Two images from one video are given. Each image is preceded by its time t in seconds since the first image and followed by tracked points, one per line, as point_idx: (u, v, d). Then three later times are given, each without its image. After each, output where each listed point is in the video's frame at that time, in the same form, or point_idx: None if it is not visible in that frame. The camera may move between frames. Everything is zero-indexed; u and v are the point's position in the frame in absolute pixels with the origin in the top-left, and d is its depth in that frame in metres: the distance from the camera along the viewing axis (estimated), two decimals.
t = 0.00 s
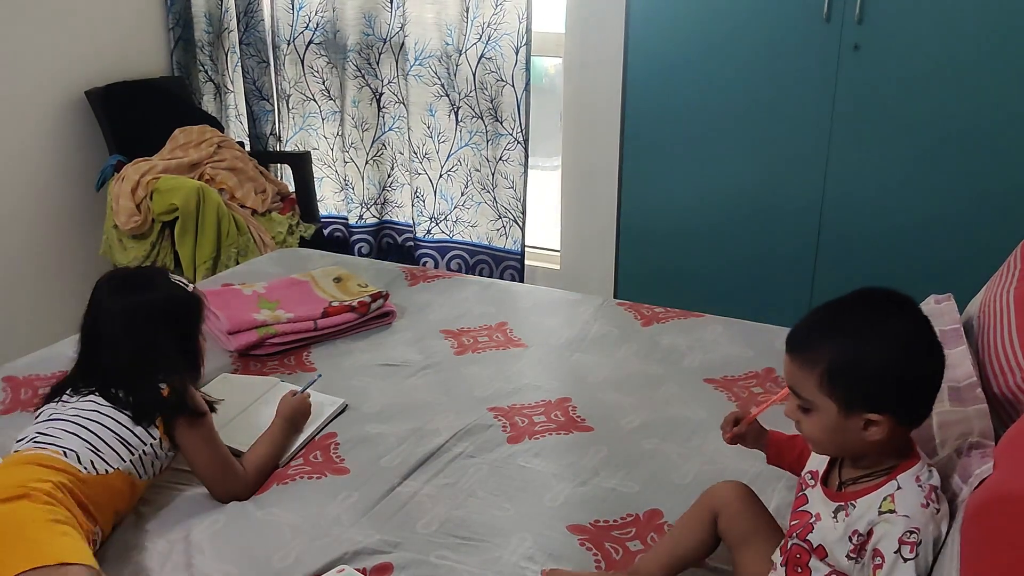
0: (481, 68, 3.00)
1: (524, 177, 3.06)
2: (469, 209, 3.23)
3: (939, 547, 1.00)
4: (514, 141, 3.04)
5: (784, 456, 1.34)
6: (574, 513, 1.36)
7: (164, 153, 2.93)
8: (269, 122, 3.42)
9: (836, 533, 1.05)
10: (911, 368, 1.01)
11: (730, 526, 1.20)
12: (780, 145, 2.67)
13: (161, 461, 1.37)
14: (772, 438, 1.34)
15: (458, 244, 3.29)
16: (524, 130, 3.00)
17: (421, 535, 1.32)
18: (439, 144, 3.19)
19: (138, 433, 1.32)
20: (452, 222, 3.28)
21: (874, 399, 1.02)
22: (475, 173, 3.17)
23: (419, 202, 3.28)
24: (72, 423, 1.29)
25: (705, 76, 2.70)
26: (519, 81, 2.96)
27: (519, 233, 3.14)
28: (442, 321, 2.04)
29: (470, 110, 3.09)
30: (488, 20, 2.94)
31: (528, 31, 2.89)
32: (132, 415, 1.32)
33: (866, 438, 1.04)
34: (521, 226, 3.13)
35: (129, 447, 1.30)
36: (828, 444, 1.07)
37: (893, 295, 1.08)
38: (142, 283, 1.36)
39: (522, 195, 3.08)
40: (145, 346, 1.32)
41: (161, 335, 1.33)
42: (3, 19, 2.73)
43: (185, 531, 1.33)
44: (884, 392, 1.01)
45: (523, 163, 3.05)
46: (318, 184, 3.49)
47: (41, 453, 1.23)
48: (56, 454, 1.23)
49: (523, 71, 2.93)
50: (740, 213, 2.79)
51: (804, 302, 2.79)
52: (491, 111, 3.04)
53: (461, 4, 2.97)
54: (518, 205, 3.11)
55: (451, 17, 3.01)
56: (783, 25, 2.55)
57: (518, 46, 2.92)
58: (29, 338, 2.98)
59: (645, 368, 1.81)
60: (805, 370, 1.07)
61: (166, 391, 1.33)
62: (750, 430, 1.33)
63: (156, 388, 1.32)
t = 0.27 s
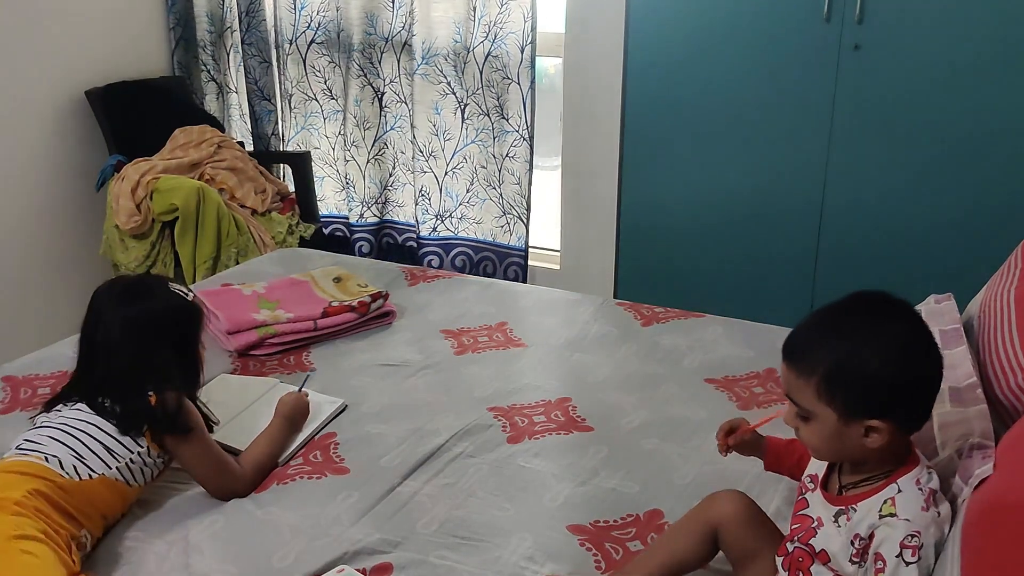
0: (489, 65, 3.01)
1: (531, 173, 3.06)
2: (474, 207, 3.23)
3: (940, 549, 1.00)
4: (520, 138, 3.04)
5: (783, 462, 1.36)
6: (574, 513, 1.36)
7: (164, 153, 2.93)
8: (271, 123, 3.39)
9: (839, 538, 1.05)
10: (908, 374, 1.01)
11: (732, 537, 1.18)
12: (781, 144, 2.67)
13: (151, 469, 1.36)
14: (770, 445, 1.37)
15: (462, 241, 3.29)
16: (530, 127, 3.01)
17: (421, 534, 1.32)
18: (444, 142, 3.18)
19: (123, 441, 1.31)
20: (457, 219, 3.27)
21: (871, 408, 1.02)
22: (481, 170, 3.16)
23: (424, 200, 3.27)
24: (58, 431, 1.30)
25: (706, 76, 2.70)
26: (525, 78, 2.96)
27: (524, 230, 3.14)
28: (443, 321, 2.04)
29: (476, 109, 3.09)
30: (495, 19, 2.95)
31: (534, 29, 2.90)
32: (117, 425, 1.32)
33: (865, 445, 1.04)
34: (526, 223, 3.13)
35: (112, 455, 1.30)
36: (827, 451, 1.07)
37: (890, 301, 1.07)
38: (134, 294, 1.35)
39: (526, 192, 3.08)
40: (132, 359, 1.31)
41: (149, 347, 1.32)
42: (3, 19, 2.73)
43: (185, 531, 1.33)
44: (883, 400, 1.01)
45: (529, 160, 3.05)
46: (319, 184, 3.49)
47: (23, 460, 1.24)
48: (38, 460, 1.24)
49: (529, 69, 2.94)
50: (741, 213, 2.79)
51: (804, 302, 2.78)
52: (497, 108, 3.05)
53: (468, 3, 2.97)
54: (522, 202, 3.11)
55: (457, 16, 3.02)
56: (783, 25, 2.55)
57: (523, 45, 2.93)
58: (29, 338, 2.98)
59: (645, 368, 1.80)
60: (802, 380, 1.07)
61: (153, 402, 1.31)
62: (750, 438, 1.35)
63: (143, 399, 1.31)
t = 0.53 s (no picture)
0: (501, 62, 2.99)
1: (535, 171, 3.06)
2: (481, 202, 3.22)
3: (941, 549, 1.00)
4: (527, 134, 3.04)
5: (783, 463, 1.36)
6: (574, 513, 1.36)
7: (164, 153, 2.93)
8: (274, 123, 3.41)
9: (839, 538, 1.05)
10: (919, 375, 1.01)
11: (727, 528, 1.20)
12: (782, 144, 2.67)
13: (156, 470, 1.36)
14: (771, 445, 1.36)
15: (468, 237, 3.29)
16: (538, 123, 3.00)
17: (420, 534, 1.32)
18: (451, 139, 3.18)
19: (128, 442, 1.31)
20: (464, 215, 3.27)
21: (880, 411, 1.01)
22: (487, 166, 3.16)
23: (432, 197, 3.27)
24: (64, 432, 1.29)
25: (708, 75, 2.70)
26: (535, 72, 2.95)
27: (529, 226, 3.13)
28: (442, 321, 2.04)
29: (484, 104, 3.08)
30: (509, 14, 2.93)
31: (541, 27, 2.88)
32: (122, 426, 1.32)
33: (876, 447, 1.04)
34: (530, 219, 3.13)
35: (118, 457, 1.30)
36: (836, 453, 1.07)
37: (894, 301, 1.07)
38: (137, 294, 1.34)
39: (532, 189, 3.08)
40: (134, 360, 1.31)
41: (151, 348, 1.32)
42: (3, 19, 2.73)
43: (184, 532, 1.32)
44: (894, 402, 1.01)
45: (535, 156, 3.05)
46: (320, 184, 3.49)
47: (31, 460, 1.23)
48: (45, 461, 1.23)
49: (538, 64, 2.93)
50: (743, 212, 2.79)
51: (804, 302, 2.78)
52: (506, 104, 3.03)
53: None
54: (528, 198, 3.11)
55: (468, 13, 3.00)
56: (784, 24, 2.55)
57: (534, 39, 2.90)
58: (29, 338, 2.98)
59: (645, 368, 1.80)
60: (812, 382, 1.06)
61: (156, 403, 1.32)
62: (752, 440, 1.36)
63: (145, 401, 1.32)
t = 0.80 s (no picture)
0: (503, 59, 3.00)
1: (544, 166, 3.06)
2: (487, 200, 3.21)
3: (942, 550, 1.00)
4: (534, 130, 3.04)
5: (783, 462, 1.36)
6: (574, 513, 1.36)
7: (164, 153, 2.94)
8: (275, 123, 3.42)
9: (839, 537, 1.05)
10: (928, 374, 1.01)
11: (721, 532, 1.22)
12: (783, 144, 2.67)
13: (156, 474, 1.36)
14: (770, 444, 1.37)
15: (474, 235, 3.28)
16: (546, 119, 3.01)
17: (420, 534, 1.32)
18: (455, 137, 3.18)
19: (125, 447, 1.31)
20: (469, 213, 3.26)
21: (887, 412, 1.01)
22: (491, 163, 3.16)
23: (437, 193, 3.28)
24: (62, 437, 1.29)
25: (708, 75, 2.70)
26: (539, 70, 2.96)
27: (541, 219, 3.13)
28: (443, 321, 2.04)
29: (487, 102, 3.08)
30: (513, 12, 2.92)
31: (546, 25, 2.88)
32: (120, 431, 1.31)
33: (885, 447, 1.04)
34: (541, 214, 3.12)
35: (115, 462, 1.29)
36: (845, 454, 1.06)
37: (896, 302, 1.07)
38: (141, 299, 1.36)
39: (542, 185, 3.08)
40: (134, 364, 1.31)
41: (154, 353, 1.33)
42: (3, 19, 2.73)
43: (183, 532, 1.32)
44: (904, 403, 1.01)
45: (543, 152, 3.05)
46: (322, 183, 3.49)
47: (30, 464, 1.23)
48: (43, 465, 1.23)
49: (543, 62, 2.93)
50: (746, 212, 2.78)
51: (805, 302, 2.78)
52: (510, 101, 3.04)
53: None
54: (539, 193, 3.10)
55: (471, 11, 3.00)
56: (784, 24, 2.55)
57: (539, 37, 2.91)
58: (30, 339, 2.98)
59: (645, 368, 1.80)
60: (819, 383, 1.05)
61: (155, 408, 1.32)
62: (752, 436, 1.36)
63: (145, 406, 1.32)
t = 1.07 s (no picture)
0: (505, 58, 3.00)
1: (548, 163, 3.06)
2: (489, 198, 3.21)
3: (942, 550, 1.00)
4: (536, 129, 3.05)
5: (783, 462, 1.36)
6: (574, 513, 1.36)
7: (164, 153, 2.94)
8: (276, 123, 3.42)
9: (840, 537, 1.05)
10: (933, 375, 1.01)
11: (713, 535, 1.21)
12: (784, 143, 2.67)
13: (156, 477, 1.36)
14: (770, 444, 1.37)
15: (476, 234, 3.28)
16: (547, 119, 3.01)
17: (420, 534, 1.32)
18: (458, 135, 3.18)
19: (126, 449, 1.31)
20: (472, 212, 3.26)
21: (889, 411, 1.01)
22: (493, 162, 3.16)
23: (440, 192, 3.27)
24: (65, 437, 1.29)
25: (709, 75, 2.70)
26: (540, 70, 2.96)
27: (543, 217, 3.13)
28: (443, 321, 2.04)
29: (490, 101, 3.08)
30: (516, 11, 2.93)
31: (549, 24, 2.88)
32: (121, 432, 1.32)
33: (889, 447, 1.04)
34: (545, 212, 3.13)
35: (116, 463, 1.29)
36: (848, 454, 1.06)
37: (903, 303, 1.07)
38: (147, 300, 1.36)
39: (546, 183, 3.09)
40: (136, 366, 1.32)
41: (158, 356, 1.33)
42: (3, 19, 2.73)
43: (184, 532, 1.32)
44: (909, 403, 1.01)
45: (546, 150, 3.05)
46: (323, 183, 3.49)
47: (31, 462, 1.23)
48: (44, 464, 1.23)
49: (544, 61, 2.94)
50: (748, 212, 2.78)
51: (806, 301, 2.78)
52: (513, 100, 3.04)
53: None
54: (543, 190, 3.10)
55: (474, 10, 3.00)
56: (785, 24, 2.55)
57: (539, 39, 2.92)
58: (30, 339, 2.98)
59: (645, 368, 1.80)
60: (824, 383, 1.05)
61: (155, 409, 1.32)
62: (750, 436, 1.36)
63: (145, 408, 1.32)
